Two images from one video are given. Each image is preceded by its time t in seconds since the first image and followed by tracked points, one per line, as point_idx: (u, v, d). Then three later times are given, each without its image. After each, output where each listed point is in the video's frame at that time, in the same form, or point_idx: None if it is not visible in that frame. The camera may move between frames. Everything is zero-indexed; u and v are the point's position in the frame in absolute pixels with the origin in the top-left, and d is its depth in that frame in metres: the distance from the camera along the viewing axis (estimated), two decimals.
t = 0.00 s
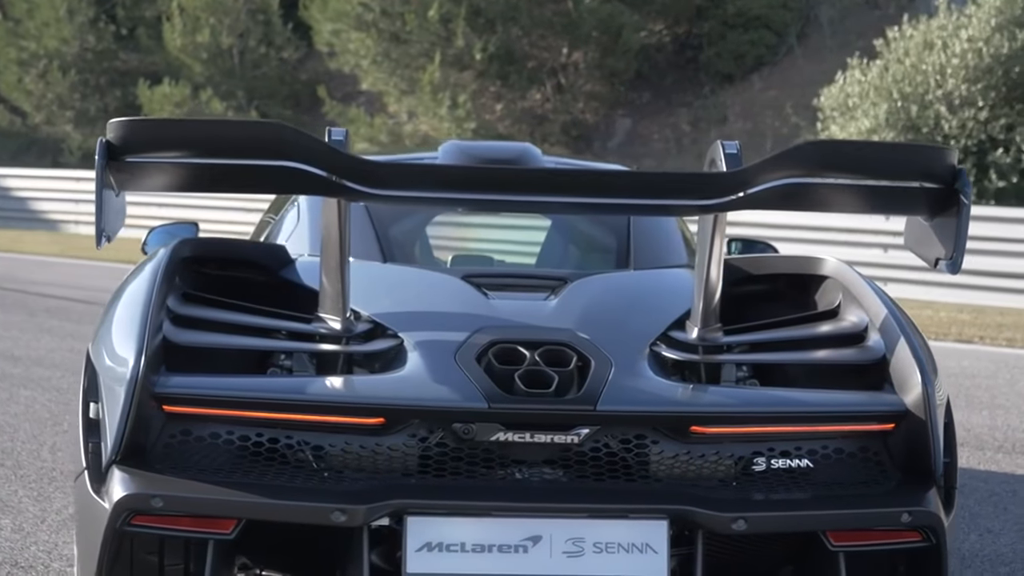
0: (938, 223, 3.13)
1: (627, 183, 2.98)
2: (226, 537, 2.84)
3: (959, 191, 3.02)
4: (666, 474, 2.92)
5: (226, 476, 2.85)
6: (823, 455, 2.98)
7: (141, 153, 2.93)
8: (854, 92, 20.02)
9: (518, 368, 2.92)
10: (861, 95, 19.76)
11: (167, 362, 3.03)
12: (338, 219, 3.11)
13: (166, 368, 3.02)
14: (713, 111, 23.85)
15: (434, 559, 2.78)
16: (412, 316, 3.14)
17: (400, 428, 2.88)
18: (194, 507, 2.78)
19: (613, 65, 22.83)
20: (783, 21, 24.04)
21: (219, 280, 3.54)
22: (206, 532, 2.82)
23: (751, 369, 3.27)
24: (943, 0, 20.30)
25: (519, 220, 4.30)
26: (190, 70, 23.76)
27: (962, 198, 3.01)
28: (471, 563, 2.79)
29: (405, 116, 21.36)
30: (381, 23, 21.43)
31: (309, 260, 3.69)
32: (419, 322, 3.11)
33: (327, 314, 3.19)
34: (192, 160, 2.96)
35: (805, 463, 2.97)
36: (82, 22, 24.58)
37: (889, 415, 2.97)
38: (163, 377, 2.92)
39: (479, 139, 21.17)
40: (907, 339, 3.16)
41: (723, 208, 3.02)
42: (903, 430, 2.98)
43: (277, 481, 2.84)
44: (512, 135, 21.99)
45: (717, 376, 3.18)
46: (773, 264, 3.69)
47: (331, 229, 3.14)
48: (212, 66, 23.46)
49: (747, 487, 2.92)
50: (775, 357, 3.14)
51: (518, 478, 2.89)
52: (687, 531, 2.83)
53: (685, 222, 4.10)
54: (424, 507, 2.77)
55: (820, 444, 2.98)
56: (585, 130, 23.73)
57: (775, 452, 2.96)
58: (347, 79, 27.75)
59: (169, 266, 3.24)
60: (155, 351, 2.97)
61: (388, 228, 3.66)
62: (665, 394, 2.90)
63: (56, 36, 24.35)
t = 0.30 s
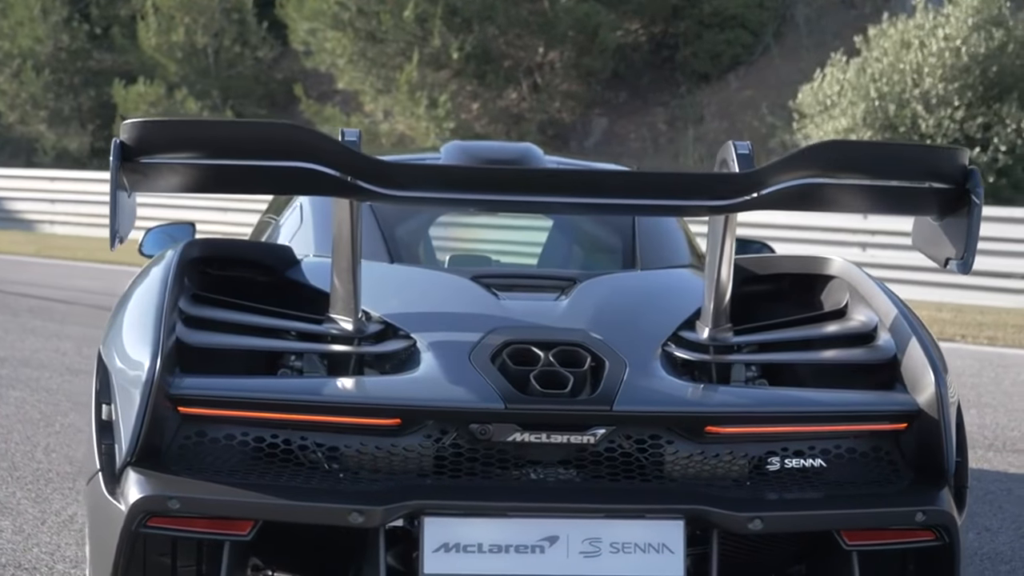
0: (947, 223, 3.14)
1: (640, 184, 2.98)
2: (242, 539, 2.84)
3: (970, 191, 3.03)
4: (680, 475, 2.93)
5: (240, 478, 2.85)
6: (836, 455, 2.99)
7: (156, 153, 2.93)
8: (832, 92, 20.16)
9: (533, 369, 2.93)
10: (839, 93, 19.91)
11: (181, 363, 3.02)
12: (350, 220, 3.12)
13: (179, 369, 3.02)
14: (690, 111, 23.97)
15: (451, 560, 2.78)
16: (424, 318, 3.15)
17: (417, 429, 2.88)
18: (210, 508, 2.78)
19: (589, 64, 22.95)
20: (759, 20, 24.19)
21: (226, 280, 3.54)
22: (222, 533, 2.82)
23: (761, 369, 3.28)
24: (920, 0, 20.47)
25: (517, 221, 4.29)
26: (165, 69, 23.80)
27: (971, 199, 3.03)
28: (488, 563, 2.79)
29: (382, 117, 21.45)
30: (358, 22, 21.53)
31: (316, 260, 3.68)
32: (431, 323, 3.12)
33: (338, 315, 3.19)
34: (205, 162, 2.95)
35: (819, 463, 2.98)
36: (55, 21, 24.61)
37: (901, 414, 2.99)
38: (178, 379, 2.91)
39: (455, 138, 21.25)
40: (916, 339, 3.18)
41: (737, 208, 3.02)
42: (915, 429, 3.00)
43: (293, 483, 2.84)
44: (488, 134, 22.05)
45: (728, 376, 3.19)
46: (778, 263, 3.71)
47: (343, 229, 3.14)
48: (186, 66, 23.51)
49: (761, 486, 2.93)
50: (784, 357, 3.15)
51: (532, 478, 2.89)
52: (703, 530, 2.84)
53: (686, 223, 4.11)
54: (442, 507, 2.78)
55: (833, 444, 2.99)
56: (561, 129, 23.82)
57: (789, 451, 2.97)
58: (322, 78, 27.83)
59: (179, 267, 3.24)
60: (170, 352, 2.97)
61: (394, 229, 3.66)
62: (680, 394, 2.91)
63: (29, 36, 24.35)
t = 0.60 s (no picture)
0: (956, 224, 3.14)
1: (652, 186, 2.98)
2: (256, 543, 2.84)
3: (981, 192, 3.02)
4: (692, 475, 2.93)
5: (251, 481, 2.84)
6: (848, 455, 3.00)
7: (166, 156, 2.92)
8: (813, 91, 20.20)
9: (548, 371, 2.93)
10: (820, 92, 19.99)
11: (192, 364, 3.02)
12: (360, 221, 3.12)
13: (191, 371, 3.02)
14: (670, 111, 24.02)
15: (465, 563, 2.78)
16: (433, 320, 3.15)
17: (430, 431, 2.88)
18: (223, 510, 2.77)
19: (569, 64, 23.03)
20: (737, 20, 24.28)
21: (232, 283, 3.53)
22: (235, 536, 2.82)
23: (768, 370, 3.28)
24: None
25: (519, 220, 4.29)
26: (143, 68, 23.83)
27: (982, 201, 3.03)
28: (501, 565, 2.79)
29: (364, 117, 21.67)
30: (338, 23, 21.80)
31: (321, 262, 3.68)
32: (441, 325, 3.12)
33: (348, 317, 3.20)
34: (215, 164, 2.95)
35: (829, 464, 2.99)
36: (33, 21, 24.64)
37: (911, 415, 2.99)
38: (190, 381, 2.91)
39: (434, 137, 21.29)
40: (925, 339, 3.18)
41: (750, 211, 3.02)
42: (925, 430, 3.01)
43: (305, 485, 2.84)
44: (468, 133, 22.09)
45: (735, 376, 3.20)
46: (780, 265, 3.72)
47: (354, 231, 3.14)
48: (165, 66, 23.57)
49: (773, 487, 2.93)
50: (794, 358, 3.16)
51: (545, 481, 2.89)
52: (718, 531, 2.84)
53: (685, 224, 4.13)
54: (457, 510, 2.78)
55: (844, 445, 3.00)
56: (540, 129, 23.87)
57: (801, 452, 2.98)
58: (301, 77, 27.90)
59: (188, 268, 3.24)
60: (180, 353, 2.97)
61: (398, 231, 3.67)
62: (692, 396, 2.92)
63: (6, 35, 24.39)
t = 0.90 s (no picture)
0: (963, 226, 3.16)
1: (662, 188, 2.99)
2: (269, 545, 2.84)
3: (988, 193, 3.03)
4: (703, 476, 2.94)
5: (262, 483, 2.84)
6: (857, 455, 3.01)
7: (175, 158, 2.92)
8: (786, 91, 20.29)
9: (559, 372, 2.94)
10: (793, 92, 20.07)
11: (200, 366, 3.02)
12: (368, 222, 3.12)
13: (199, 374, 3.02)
14: (642, 109, 24.09)
15: (477, 564, 2.77)
16: (440, 323, 3.15)
17: (442, 432, 2.88)
18: (235, 512, 2.76)
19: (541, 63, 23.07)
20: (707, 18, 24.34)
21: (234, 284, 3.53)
22: (248, 538, 2.81)
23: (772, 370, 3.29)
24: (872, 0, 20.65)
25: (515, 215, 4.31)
26: (113, 67, 23.85)
27: (988, 201, 3.05)
28: (513, 567, 2.79)
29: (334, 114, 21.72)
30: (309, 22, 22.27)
31: (322, 263, 3.68)
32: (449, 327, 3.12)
33: (355, 318, 3.19)
34: (223, 165, 2.94)
35: (838, 464, 3.00)
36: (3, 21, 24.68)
37: (918, 415, 3.01)
38: (200, 383, 2.90)
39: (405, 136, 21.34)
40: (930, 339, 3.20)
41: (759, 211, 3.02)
42: (932, 430, 3.02)
43: (314, 487, 2.83)
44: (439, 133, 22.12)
45: (742, 375, 3.21)
46: (781, 265, 3.73)
47: (361, 232, 3.14)
48: (135, 65, 23.61)
49: (783, 488, 2.94)
50: (799, 359, 3.17)
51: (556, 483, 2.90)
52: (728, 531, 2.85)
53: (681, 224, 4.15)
54: (469, 511, 2.77)
55: (853, 444, 3.01)
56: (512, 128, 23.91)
57: (809, 452, 2.99)
58: (272, 77, 27.92)
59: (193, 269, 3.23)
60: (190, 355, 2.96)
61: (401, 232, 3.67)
62: (702, 396, 2.93)
63: None
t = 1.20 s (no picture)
0: (968, 226, 3.17)
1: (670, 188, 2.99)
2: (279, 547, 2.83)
3: (994, 193, 3.04)
4: (711, 476, 2.94)
5: (271, 484, 2.83)
6: (863, 454, 3.02)
7: (184, 158, 2.91)
8: (761, 91, 20.39)
9: (569, 373, 2.94)
10: (768, 92, 20.16)
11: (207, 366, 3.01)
12: (374, 224, 3.11)
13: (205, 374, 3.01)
14: (616, 108, 24.18)
15: (488, 564, 2.77)
16: (446, 323, 3.15)
17: (451, 433, 2.88)
18: (246, 515, 2.76)
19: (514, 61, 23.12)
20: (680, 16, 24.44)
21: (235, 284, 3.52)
22: (260, 540, 2.81)
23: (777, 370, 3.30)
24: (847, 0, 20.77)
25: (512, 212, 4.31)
26: (86, 66, 23.90)
27: (994, 201, 3.06)
28: (525, 567, 2.79)
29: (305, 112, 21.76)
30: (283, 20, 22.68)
31: (324, 263, 3.67)
32: (455, 327, 3.12)
33: (361, 319, 3.19)
34: (231, 167, 2.93)
35: (846, 464, 3.01)
36: None
37: (925, 415, 3.02)
38: (207, 384, 2.89)
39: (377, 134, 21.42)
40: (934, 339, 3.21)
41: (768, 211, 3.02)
42: (940, 430, 3.03)
43: (325, 488, 2.83)
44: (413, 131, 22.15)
45: (748, 375, 3.22)
46: (783, 264, 3.74)
47: (368, 233, 3.13)
48: (108, 63, 23.64)
49: (790, 488, 2.95)
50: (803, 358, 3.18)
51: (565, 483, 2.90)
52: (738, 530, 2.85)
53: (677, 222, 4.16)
54: (480, 512, 2.77)
55: (860, 444, 3.02)
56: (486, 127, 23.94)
57: (817, 452, 2.99)
58: (245, 77, 27.95)
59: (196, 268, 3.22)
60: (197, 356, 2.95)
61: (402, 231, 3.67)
62: (711, 396, 2.93)
63: None
